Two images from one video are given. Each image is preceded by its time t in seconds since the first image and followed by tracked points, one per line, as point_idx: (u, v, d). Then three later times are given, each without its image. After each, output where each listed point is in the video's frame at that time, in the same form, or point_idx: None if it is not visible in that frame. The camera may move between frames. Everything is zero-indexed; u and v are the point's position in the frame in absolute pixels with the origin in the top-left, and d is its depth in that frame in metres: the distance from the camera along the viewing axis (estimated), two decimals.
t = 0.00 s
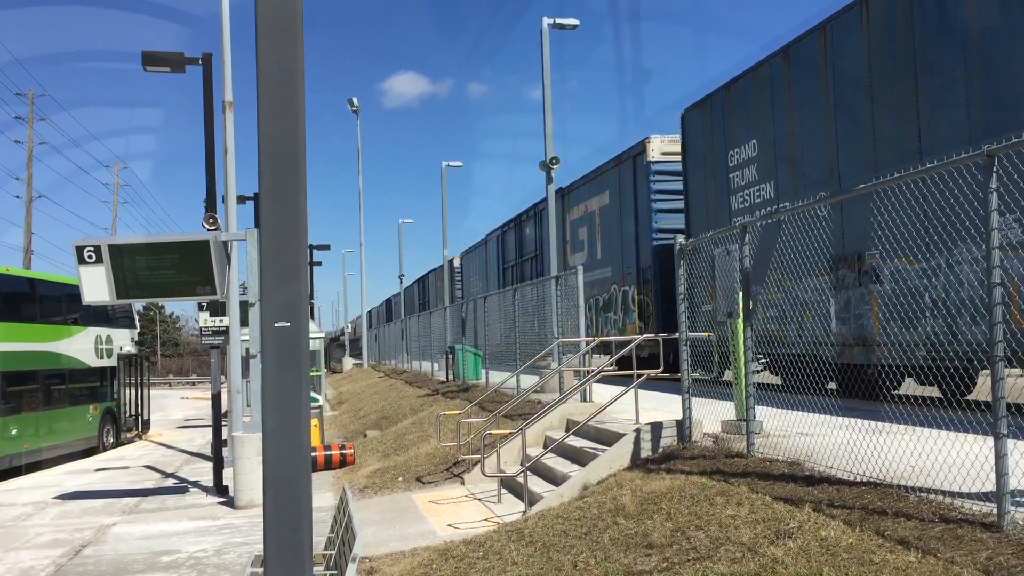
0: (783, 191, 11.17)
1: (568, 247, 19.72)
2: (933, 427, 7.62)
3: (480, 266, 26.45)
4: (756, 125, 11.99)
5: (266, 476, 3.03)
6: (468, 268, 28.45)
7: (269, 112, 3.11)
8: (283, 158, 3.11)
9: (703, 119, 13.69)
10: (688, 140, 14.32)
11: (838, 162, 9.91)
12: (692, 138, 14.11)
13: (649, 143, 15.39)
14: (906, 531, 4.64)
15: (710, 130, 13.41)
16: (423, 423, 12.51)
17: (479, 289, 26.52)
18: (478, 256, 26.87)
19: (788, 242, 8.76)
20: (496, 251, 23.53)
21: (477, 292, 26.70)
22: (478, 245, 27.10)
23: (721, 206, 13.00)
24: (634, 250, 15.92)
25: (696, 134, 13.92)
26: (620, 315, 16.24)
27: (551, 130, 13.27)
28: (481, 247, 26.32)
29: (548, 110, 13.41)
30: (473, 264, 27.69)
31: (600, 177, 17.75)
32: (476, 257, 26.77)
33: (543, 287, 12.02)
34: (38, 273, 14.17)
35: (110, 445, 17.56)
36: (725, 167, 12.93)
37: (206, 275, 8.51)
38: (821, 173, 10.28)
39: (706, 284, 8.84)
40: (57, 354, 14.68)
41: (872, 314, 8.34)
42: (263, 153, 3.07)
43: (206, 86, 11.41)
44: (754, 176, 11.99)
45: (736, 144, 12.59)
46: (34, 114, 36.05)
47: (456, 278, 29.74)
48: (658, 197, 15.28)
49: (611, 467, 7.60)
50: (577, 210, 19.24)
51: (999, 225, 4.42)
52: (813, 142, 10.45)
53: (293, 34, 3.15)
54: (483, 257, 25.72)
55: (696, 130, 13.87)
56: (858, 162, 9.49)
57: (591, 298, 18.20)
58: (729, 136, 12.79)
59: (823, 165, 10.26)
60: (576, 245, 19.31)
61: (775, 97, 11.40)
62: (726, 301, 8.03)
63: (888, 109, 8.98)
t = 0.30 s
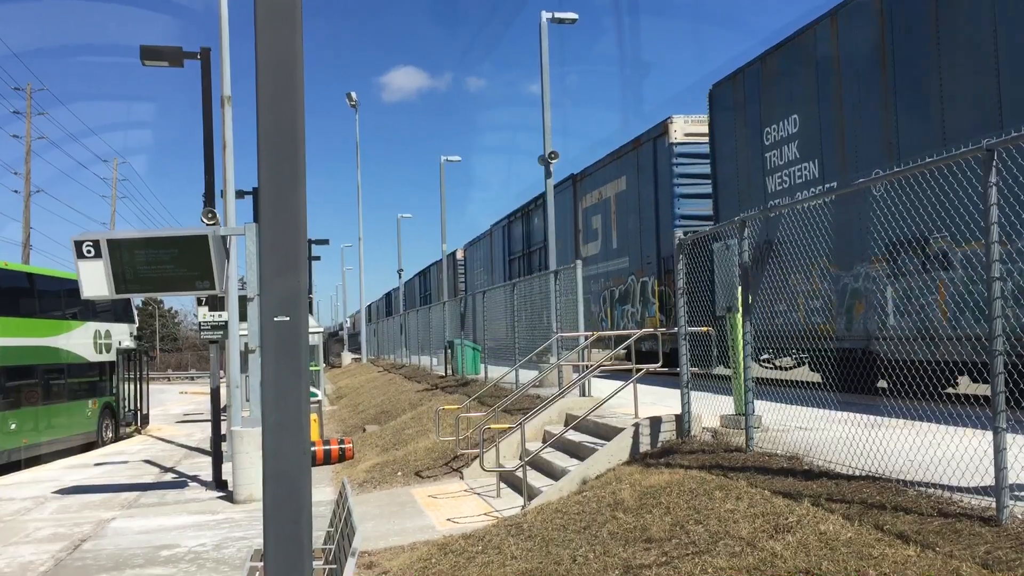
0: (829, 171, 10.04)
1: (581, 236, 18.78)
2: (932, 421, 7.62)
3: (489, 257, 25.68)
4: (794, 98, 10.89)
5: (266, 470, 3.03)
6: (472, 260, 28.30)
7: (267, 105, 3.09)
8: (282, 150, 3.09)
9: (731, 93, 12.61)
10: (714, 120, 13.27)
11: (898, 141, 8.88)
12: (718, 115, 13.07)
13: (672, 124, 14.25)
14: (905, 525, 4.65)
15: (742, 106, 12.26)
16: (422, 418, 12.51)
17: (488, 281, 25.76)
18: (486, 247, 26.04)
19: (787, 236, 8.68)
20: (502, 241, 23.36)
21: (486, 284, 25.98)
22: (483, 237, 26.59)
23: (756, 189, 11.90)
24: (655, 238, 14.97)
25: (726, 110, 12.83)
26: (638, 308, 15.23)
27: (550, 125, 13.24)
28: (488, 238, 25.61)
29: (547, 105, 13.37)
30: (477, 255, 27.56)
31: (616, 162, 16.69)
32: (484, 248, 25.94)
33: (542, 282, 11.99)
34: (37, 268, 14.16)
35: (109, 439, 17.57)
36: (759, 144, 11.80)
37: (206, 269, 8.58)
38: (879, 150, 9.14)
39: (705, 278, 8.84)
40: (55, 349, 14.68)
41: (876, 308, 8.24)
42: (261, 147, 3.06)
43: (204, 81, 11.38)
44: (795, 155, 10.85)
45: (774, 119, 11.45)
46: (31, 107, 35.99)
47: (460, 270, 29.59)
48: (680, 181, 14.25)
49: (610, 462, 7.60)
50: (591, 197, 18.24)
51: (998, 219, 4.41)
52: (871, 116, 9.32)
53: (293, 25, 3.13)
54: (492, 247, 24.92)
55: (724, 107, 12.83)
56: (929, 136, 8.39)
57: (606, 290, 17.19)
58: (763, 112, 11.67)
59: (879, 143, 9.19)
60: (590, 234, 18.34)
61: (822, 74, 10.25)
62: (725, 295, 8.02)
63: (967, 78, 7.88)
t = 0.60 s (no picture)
0: (880, 149, 8.97)
1: (590, 227, 17.66)
2: (925, 416, 7.65)
3: (494, 250, 24.73)
4: (835, 70, 9.83)
5: (261, 466, 3.04)
6: (471, 253, 28.14)
7: (262, 103, 3.10)
8: (277, 146, 3.10)
9: (765, 65, 11.51)
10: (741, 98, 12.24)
11: (967, 109, 7.79)
12: (746, 92, 12.06)
13: (694, 103, 13.21)
14: (898, 519, 4.68)
15: (776, 81, 11.18)
16: (417, 413, 12.51)
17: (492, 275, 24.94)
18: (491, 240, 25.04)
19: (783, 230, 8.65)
20: (504, 234, 23.15)
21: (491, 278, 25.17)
22: (484, 230, 26.04)
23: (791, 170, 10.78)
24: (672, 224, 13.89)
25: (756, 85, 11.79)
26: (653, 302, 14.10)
27: (545, 120, 13.23)
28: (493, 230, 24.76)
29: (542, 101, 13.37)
30: (476, 249, 27.41)
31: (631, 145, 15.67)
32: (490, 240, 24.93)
33: (538, 278, 11.99)
34: (31, 264, 14.13)
35: (104, 435, 17.57)
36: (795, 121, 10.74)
37: (201, 264, 8.62)
38: (942, 125, 8.10)
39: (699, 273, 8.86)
40: (50, 345, 14.65)
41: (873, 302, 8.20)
42: (255, 147, 3.07)
43: (198, 76, 11.35)
44: (839, 131, 9.75)
45: (811, 95, 10.38)
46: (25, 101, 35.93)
47: (459, 264, 29.44)
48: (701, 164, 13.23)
49: (605, 457, 7.62)
50: (602, 184, 17.13)
51: (991, 215, 4.42)
52: (932, 78, 8.25)
53: (287, 23, 3.13)
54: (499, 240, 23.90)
55: (756, 79, 11.75)
56: (1006, 107, 7.33)
57: (617, 283, 16.07)
58: (801, 85, 10.58)
59: (942, 112, 8.16)
60: (600, 224, 17.25)
61: (870, 41, 9.20)
62: (719, 291, 8.05)
63: None
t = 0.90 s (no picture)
0: (943, 125, 8.07)
1: (596, 219, 16.50)
2: (913, 415, 7.70)
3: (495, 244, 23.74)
4: (886, 39, 8.94)
5: (249, 464, 3.02)
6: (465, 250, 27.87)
7: (251, 102, 3.09)
8: (267, 144, 3.10)
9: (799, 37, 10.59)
10: (772, 75, 11.34)
11: None
12: (778, 68, 11.12)
13: (713, 84, 12.23)
14: (885, 517, 4.70)
15: (813, 54, 10.25)
16: (407, 412, 12.48)
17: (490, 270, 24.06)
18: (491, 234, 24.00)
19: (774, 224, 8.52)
20: (501, 229, 22.53)
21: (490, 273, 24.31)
22: (480, 225, 25.54)
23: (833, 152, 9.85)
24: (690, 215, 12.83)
25: (790, 59, 10.86)
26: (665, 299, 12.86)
27: (536, 119, 13.23)
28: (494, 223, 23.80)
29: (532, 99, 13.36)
30: (469, 245, 27.16)
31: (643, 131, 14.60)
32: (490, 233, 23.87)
33: (528, 276, 11.99)
34: (18, 261, 14.06)
35: (91, 434, 17.48)
36: (836, 99, 9.82)
37: (189, 262, 8.63)
38: None
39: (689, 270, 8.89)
40: (37, 343, 14.58)
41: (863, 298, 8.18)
42: (245, 146, 3.06)
43: (188, 73, 11.30)
44: (890, 108, 8.87)
45: (855, 68, 9.48)
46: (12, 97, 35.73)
47: (452, 260, 29.12)
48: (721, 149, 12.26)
49: (594, 455, 7.63)
50: (609, 174, 16.02)
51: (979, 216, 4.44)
52: (1021, 49, 7.22)
53: (275, 23, 3.12)
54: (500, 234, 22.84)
55: (788, 55, 10.84)
56: None
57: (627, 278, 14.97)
58: (843, 58, 9.66)
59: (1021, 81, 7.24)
60: (606, 216, 16.11)
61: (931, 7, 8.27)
62: (709, 289, 8.07)
63: None
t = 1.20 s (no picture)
0: None
1: (607, 214, 15.51)
2: (901, 417, 7.73)
3: (497, 241, 22.88)
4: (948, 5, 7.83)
5: (238, 465, 3.01)
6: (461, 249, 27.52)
7: (241, 102, 3.07)
8: (256, 143, 3.08)
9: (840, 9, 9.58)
10: (808, 52, 10.29)
11: None
12: (817, 41, 10.01)
13: (739, 65, 11.43)
14: (874, 519, 4.71)
15: (857, 26, 9.23)
16: (397, 413, 12.47)
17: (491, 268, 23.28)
18: (495, 231, 23.12)
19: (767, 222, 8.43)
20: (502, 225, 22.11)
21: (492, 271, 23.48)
22: (480, 222, 24.81)
23: (887, 135, 8.73)
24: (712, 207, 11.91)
25: (833, 29, 9.73)
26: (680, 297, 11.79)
27: (527, 120, 13.24)
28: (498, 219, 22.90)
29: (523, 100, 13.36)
30: (465, 244, 26.81)
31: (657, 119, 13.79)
32: (494, 229, 22.93)
33: (518, 277, 11.99)
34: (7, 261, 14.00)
35: (80, 435, 17.40)
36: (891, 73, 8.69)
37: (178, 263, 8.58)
38: None
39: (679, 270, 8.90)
40: (25, 343, 14.51)
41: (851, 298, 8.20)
42: (235, 146, 3.04)
43: (177, 73, 11.27)
44: (957, 80, 7.70)
45: (910, 39, 8.39)
46: None
47: (448, 259, 28.64)
48: (750, 135, 11.32)
49: (584, 457, 7.64)
50: (621, 166, 15.09)
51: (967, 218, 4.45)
52: None
53: (265, 23, 3.11)
54: (504, 230, 21.96)
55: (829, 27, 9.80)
56: None
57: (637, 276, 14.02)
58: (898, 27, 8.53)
59: None
60: (618, 211, 15.12)
61: None
62: (699, 291, 8.08)
63: None
